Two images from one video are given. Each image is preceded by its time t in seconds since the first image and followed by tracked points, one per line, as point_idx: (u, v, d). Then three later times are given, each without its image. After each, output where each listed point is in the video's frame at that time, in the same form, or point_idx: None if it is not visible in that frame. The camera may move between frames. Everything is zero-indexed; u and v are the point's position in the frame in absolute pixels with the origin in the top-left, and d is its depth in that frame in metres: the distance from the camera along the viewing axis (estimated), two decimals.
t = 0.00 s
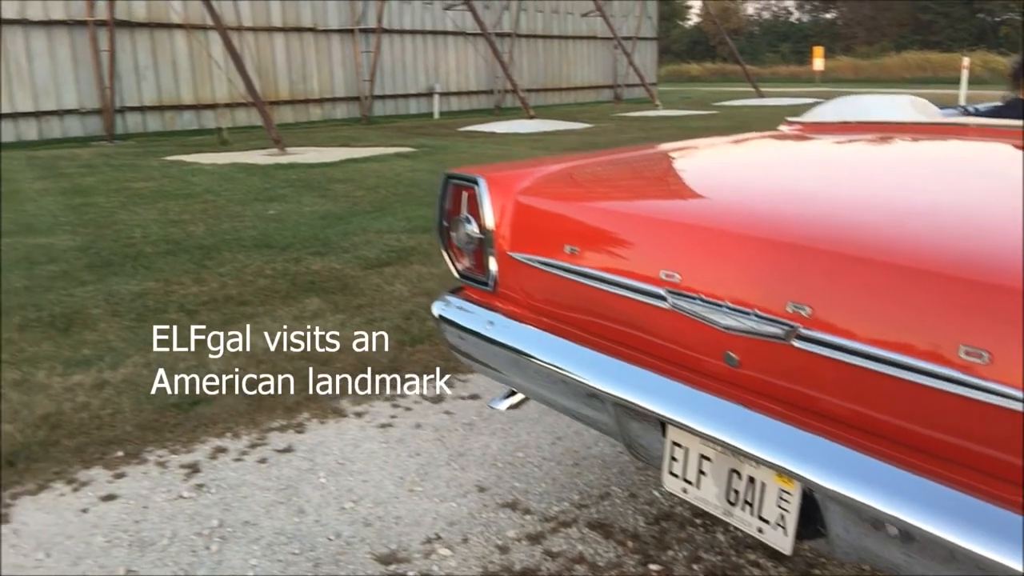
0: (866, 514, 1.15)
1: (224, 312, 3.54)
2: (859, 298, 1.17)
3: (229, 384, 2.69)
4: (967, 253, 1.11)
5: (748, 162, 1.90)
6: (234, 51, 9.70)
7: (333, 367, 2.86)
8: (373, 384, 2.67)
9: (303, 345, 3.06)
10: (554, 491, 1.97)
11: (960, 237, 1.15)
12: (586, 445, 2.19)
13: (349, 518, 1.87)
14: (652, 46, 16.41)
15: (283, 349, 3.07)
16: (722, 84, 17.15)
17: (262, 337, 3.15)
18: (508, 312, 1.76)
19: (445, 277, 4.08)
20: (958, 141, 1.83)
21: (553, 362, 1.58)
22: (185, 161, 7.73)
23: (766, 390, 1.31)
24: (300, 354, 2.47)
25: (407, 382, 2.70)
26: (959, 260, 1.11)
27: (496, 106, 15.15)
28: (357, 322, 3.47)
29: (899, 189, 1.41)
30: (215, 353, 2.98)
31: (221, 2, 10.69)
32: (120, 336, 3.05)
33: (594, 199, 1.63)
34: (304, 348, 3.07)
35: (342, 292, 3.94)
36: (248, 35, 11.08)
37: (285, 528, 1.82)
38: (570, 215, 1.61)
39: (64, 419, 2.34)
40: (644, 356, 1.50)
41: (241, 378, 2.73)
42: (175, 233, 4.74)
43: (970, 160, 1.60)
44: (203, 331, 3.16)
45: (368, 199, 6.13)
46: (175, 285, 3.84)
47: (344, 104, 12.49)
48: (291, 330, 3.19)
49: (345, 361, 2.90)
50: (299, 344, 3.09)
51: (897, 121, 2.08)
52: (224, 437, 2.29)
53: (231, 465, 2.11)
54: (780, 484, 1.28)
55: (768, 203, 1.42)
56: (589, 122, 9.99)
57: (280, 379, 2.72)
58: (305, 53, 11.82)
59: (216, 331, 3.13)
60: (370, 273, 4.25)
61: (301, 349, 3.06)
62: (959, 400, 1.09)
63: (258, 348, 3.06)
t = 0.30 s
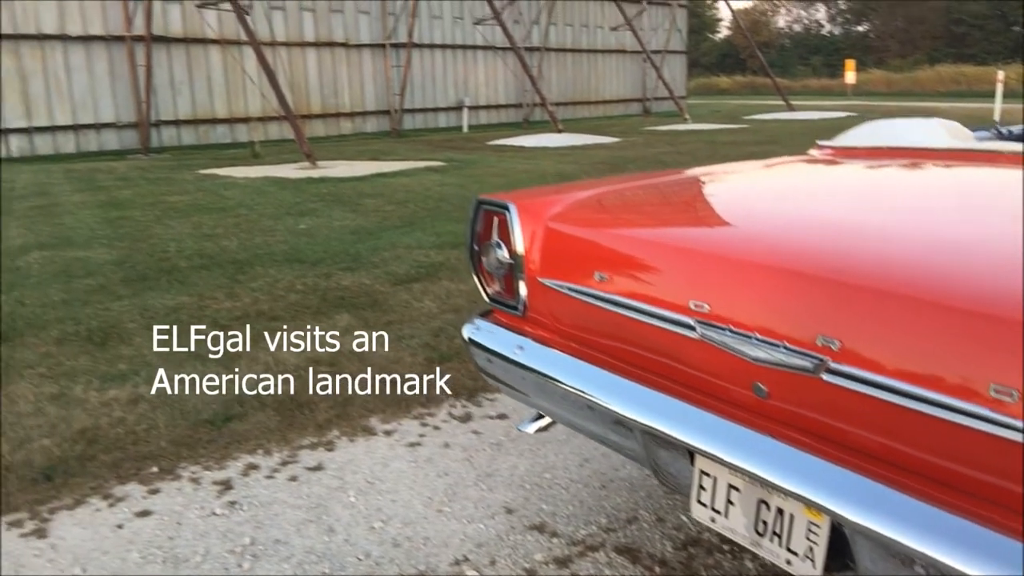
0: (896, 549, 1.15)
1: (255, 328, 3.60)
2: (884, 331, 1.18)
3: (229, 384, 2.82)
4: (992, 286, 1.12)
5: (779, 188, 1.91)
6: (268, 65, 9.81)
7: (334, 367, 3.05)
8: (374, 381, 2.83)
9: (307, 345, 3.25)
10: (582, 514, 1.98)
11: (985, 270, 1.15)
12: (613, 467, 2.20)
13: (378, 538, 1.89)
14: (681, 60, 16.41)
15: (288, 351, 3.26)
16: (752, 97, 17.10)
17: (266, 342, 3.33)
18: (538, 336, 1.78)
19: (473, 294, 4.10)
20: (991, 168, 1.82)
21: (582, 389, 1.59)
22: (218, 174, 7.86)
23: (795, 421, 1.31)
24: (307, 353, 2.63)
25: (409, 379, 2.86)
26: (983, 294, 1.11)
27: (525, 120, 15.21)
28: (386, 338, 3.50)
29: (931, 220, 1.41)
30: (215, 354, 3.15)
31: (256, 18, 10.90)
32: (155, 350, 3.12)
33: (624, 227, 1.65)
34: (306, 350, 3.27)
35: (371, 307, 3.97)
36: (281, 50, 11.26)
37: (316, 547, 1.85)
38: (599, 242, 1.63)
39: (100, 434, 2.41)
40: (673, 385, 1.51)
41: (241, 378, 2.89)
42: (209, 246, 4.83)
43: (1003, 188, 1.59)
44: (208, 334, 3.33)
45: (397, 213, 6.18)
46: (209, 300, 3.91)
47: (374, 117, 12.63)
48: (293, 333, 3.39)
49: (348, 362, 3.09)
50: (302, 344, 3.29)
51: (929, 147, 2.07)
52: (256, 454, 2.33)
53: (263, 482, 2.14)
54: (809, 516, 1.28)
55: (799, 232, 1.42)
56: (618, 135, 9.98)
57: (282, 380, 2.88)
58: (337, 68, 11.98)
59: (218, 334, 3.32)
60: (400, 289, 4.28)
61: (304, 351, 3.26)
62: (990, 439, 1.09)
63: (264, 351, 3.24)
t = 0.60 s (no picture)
0: None
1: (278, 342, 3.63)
2: (903, 360, 1.19)
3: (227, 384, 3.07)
4: (1012, 316, 1.12)
5: (800, 210, 1.92)
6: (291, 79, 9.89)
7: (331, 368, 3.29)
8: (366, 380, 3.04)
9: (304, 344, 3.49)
10: (601, 535, 1.99)
11: (1005, 298, 1.16)
12: (633, 487, 2.20)
13: (399, 555, 1.91)
14: (703, 73, 16.39)
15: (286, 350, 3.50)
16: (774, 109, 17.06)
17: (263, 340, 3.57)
18: (559, 358, 1.80)
19: (494, 310, 4.11)
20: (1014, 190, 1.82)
21: (603, 411, 1.60)
22: (242, 187, 7.95)
23: (816, 448, 1.32)
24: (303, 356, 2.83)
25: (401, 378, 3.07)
26: (1005, 323, 1.12)
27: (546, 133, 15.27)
28: (407, 354, 3.52)
29: (952, 245, 1.42)
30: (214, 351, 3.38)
31: (280, 32, 11.04)
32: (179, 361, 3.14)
33: (644, 249, 1.66)
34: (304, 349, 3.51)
35: (392, 322, 4.00)
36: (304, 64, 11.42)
37: (337, 564, 1.87)
38: (620, 264, 1.64)
39: (126, 448, 2.43)
40: (692, 408, 1.52)
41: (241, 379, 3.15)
42: (233, 259, 4.88)
43: None
44: (208, 332, 3.56)
45: (419, 227, 6.21)
46: (232, 314, 3.96)
47: (396, 129, 12.77)
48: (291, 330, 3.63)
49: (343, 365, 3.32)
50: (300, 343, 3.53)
51: (952, 169, 2.06)
52: (279, 469, 2.35)
53: (285, 498, 2.16)
54: (830, 543, 1.28)
55: (819, 258, 1.43)
56: (640, 148, 9.96)
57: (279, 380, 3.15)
58: (360, 81, 12.12)
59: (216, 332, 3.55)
60: (421, 304, 4.30)
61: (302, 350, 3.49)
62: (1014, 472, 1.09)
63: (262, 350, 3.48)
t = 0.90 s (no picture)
0: None
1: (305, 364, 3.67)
2: (927, 395, 1.19)
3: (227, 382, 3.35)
4: None
5: (826, 240, 1.92)
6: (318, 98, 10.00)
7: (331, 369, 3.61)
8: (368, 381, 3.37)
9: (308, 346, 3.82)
10: (626, 563, 1.99)
11: None
12: (657, 515, 2.20)
13: None
14: (729, 93, 16.36)
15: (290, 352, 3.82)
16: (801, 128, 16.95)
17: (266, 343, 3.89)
18: (583, 387, 1.81)
19: (518, 333, 4.12)
20: None
21: (626, 442, 1.61)
22: (269, 206, 8.05)
23: (842, 484, 1.32)
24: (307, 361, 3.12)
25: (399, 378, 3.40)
26: None
27: (570, 152, 15.31)
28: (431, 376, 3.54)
29: (978, 279, 1.42)
30: (218, 354, 3.66)
31: (308, 53, 11.20)
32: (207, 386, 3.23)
33: (668, 280, 1.67)
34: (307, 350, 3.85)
35: (417, 343, 4.02)
36: (331, 84, 11.60)
37: None
38: (643, 294, 1.66)
39: (154, 469, 2.52)
40: (718, 441, 1.52)
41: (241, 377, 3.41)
42: (261, 279, 4.95)
43: None
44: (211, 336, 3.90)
45: (443, 248, 6.25)
46: (259, 334, 4.00)
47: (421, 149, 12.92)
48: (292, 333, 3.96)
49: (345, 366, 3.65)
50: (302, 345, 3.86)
51: (982, 199, 2.05)
52: (305, 492, 2.37)
53: (311, 521, 2.18)
54: None
55: (843, 292, 1.44)
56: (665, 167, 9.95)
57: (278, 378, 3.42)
58: (386, 100, 12.29)
59: (219, 336, 3.86)
60: (445, 325, 4.31)
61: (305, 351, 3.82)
62: None
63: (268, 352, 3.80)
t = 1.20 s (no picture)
0: None
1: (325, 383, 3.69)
2: (946, 424, 1.20)
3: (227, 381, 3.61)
4: None
5: (846, 266, 1.93)
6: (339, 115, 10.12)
7: (327, 366, 3.94)
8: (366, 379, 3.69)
9: (308, 346, 4.14)
10: None
11: None
12: (677, 541, 2.19)
13: None
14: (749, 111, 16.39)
15: (290, 352, 4.14)
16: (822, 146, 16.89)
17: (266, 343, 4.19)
18: (602, 414, 1.82)
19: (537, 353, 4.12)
20: None
21: (645, 468, 1.62)
22: (290, 224, 8.12)
23: (862, 515, 1.33)
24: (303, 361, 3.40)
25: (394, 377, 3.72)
26: None
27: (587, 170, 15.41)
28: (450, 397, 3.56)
29: (998, 308, 1.42)
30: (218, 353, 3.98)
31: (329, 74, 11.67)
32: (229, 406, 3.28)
33: (686, 307, 1.69)
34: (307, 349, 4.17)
35: (436, 364, 4.03)
36: (352, 103, 11.85)
37: None
38: (662, 320, 1.67)
39: (177, 489, 2.57)
40: (738, 469, 1.53)
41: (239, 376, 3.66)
42: (282, 297, 5.00)
43: None
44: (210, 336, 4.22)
45: (462, 267, 6.27)
46: (280, 354, 4.04)
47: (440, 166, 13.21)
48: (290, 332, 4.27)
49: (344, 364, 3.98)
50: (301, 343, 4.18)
51: (1001, 226, 2.03)
52: (325, 513, 2.39)
53: (331, 544, 2.20)
54: None
55: (861, 322, 1.45)
56: (684, 184, 9.93)
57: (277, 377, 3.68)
58: (405, 118, 12.61)
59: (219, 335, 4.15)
60: (464, 345, 4.32)
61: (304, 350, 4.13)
62: None
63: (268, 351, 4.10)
